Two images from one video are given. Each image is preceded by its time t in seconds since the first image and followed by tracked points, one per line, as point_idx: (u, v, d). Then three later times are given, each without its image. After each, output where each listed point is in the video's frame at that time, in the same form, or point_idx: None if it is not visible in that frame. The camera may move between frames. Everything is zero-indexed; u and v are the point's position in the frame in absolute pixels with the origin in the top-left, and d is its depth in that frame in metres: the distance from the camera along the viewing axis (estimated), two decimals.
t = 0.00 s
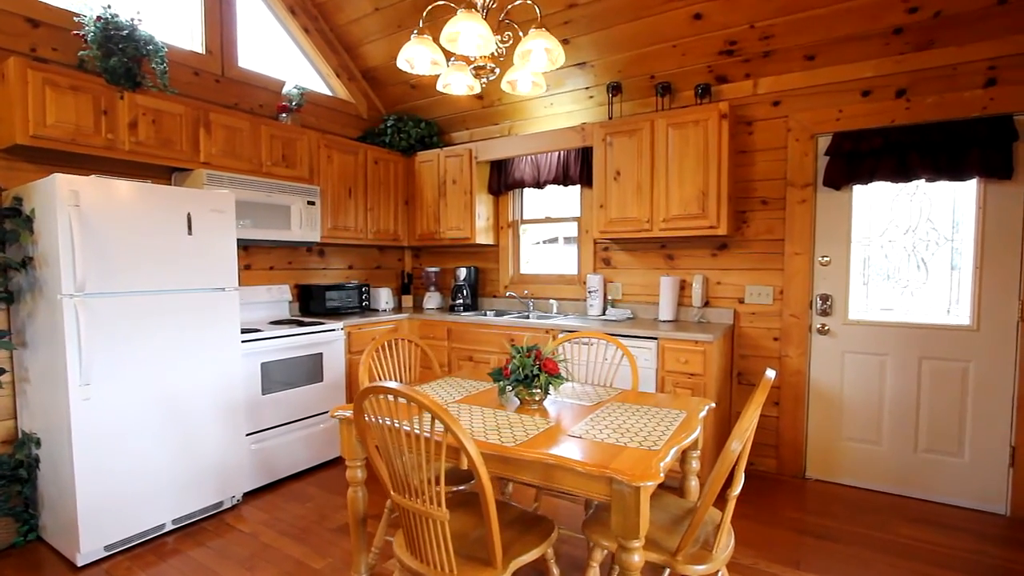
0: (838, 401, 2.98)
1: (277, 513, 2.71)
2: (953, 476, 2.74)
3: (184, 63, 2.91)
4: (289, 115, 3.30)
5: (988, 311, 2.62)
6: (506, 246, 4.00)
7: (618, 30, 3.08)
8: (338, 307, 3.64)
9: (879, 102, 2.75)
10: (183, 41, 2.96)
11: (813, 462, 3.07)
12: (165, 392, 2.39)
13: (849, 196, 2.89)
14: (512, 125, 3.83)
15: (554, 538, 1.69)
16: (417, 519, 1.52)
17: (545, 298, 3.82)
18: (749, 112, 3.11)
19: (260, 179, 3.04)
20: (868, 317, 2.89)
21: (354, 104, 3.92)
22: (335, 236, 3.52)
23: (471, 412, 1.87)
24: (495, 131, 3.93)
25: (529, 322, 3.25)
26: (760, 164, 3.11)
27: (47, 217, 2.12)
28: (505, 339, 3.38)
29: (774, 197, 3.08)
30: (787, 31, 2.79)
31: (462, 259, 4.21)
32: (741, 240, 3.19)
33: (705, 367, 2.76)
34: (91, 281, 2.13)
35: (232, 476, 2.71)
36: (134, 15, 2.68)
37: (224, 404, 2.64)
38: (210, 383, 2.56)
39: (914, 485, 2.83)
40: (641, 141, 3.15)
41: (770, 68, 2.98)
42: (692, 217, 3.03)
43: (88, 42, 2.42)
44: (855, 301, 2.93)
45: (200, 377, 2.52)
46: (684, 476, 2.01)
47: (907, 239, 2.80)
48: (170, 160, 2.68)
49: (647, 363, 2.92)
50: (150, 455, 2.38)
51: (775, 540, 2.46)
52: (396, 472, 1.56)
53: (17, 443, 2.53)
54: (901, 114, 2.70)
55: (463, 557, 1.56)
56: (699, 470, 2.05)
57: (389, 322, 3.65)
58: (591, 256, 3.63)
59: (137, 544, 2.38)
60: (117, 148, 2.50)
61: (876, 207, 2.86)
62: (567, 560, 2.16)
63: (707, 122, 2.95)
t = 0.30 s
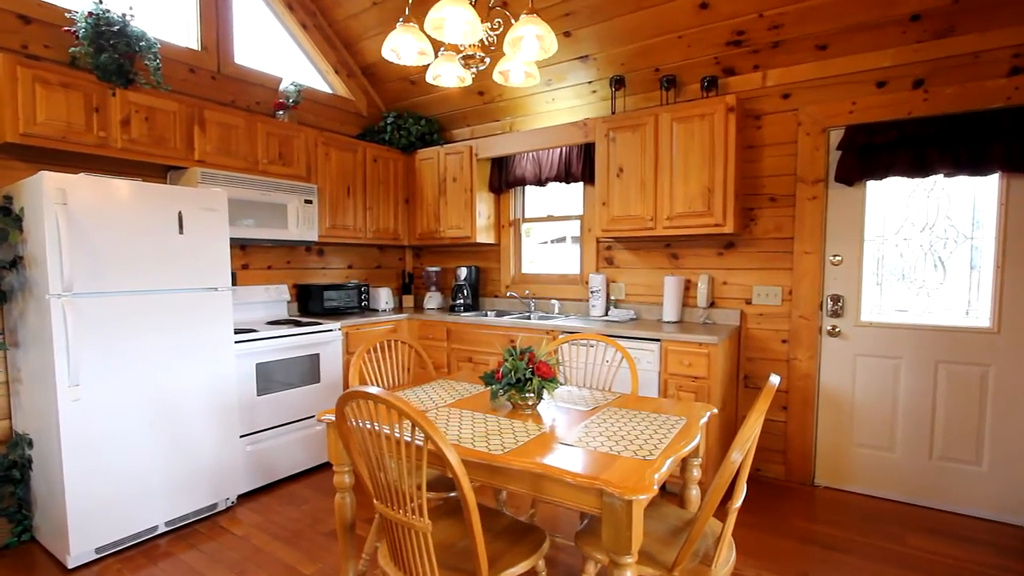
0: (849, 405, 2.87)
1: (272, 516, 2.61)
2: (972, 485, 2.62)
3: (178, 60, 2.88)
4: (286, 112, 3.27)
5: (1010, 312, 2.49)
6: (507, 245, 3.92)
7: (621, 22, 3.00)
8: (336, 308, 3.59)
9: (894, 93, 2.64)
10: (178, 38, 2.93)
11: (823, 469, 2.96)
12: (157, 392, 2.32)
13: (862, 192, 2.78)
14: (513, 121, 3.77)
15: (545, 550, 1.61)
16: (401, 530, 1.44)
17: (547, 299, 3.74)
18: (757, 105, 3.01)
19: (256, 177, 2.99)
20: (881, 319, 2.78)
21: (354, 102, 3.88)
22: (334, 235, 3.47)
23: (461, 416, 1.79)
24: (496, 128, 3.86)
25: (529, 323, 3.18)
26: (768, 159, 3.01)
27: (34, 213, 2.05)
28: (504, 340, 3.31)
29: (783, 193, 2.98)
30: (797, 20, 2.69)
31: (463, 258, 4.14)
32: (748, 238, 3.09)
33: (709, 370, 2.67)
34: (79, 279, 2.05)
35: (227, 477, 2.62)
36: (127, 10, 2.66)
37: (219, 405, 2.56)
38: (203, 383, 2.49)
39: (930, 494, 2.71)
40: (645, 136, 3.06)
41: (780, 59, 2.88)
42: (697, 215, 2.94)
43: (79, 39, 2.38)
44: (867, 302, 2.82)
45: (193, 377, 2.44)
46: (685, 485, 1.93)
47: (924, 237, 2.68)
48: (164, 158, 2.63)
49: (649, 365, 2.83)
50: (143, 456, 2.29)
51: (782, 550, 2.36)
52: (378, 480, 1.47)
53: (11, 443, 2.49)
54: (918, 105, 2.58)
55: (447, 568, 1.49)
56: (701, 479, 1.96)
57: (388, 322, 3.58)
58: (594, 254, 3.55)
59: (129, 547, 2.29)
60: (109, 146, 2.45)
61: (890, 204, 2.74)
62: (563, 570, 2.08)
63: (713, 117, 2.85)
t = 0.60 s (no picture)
0: (859, 410, 2.77)
1: (266, 520, 2.53)
2: (988, 494, 2.50)
3: (174, 57, 2.86)
4: (283, 110, 3.24)
5: None
6: (509, 244, 3.85)
7: (624, 14, 2.92)
8: (335, 308, 3.54)
9: (909, 85, 2.54)
10: (174, 35, 2.90)
11: (831, 475, 2.86)
12: (149, 392, 2.26)
13: (875, 188, 2.67)
14: (516, 118, 3.70)
15: (537, 560, 1.54)
16: (383, 541, 1.37)
17: (549, 299, 3.67)
18: (765, 99, 2.92)
19: (253, 176, 2.95)
20: (893, 320, 2.68)
21: (354, 99, 3.84)
22: (332, 234, 3.42)
23: (451, 421, 1.72)
24: (498, 125, 3.80)
25: (529, 324, 3.11)
26: (776, 155, 2.92)
27: (22, 211, 2.01)
28: (504, 341, 3.24)
29: (792, 190, 2.88)
30: (807, 10, 2.59)
31: (465, 257, 4.08)
32: (756, 237, 2.99)
33: (714, 373, 2.58)
34: (66, 278, 2.01)
35: (221, 480, 2.55)
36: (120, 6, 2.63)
37: (214, 406, 2.50)
38: (197, 384, 2.43)
39: (944, 503, 2.60)
40: (649, 132, 2.98)
41: (789, 51, 2.78)
42: (702, 213, 2.85)
43: (70, 35, 2.35)
44: (880, 303, 2.71)
45: (186, 377, 2.39)
46: (684, 493, 1.85)
47: (939, 235, 2.58)
48: (157, 156, 2.60)
49: (651, 368, 2.75)
50: (135, 458, 2.24)
51: (788, 560, 2.27)
52: (359, 488, 1.39)
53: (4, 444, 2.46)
54: (935, 98, 2.48)
55: None
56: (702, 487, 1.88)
57: (388, 323, 3.52)
58: (597, 253, 3.47)
59: (120, 550, 2.22)
60: (101, 144, 2.41)
61: (904, 201, 2.64)
62: None
63: (718, 111, 2.76)
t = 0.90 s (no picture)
0: (869, 415, 2.67)
1: (260, 524, 2.45)
2: (1005, 502, 2.40)
3: (168, 52, 2.83)
4: (280, 106, 3.19)
5: None
6: (510, 244, 3.77)
7: (627, 6, 2.84)
8: (333, 308, 3.47)
9: (924, 76, 2.44)
10: (169, 30, 2.87)
11: (841, 481, 2.76)
12: (138, 393, 2.21)
13: (888, 184, 2.57)
14: (517, 115, 3.62)
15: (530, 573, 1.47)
16: (366, 554, 1.25)
17: (551, 300, 3.58)
18: (774, 93, 2.82)
19: (248, 173, 2.89)
20: (906, 322, 2.58)
21: (354, 96, 3.78)
22: (330, 233, 3.35)
23: (441, 426, 1.64)
24: (499, 121, 3.72)
25: (530, 325, 3.03)
26: (784, 151, 2.83)
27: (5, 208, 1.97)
28: (504, 342, 3.17)
29: (801, 187, 2.79)
30: None
31: (466, 257, 4.00)
32: (763, 236, 2.90)
33: (719, 376, 2.50)
34: (50, 277, 1.96)
35: (213, 483, 2.49)
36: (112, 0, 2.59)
37: (205, 407, 2.44)
38: (187, 385, 2.37)
39: (960, 512, 2.49)
40: (653, 127, 2.89)
41: (798, 42, 2.69)
42: (707, 210, 2.76)
43: (58, 28, 2.30)
44: (892, 304, 2.61)
45: (177, 378, 2.33)
46: (685, 502, 1.77)
47: (955, 233, 2.48)
48: (149, 153, 2.56)
49: (654, 371, 2.66)
50: (123, 460, 2.18)
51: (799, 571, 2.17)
52: (340, 499, 1.26)
53: None
54: (951, 90, 2.37)
55: None
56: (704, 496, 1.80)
57: (386, 324, 3.44)
58: (600, 253, 3.38)
59: (109, 555, 2.17)
60: (91, 140, 2.37)
61: (919, 198, 2.53)
62: None
63: (724, 105, 2.68)
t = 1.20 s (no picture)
0: (879, 420, 2.57)
1: (250, 530, 2.37)
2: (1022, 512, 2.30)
3: (160, 45, 2.78)
4: (275, 101, 3.13)
5: None
6: (511, 243, 3.69)
7: None
8: (329, 308, 3.40)
9: (940, 68, 2.34)
10: (161, 23, 2.82)
11: (849, 488, 2.67)
12: (125, 394, 2.15)
13: (901, 181, 2.48)
14: (518, 111, 3.53)
15: None
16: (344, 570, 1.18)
17: (553, 300, 3.50)
18: (782, 86, 2.73)
19: (242, 170, 2.83)
20: (918, 324, 2.48)
21: (352, 92, 3.72)
22: (327, 232, 3.28)
23: (429, 432, 1.56)
24: (500, 118, 3.64)
25: (530, 326, 2.95)
26: (793, 146, 2.74)
27: None
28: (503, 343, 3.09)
29: (810, 184, 2.70)
30: None
31: (466, 256, 3.93)
32: (771, 234, 2.81)
33: (724, 379, 2.41)
34: (30, 275, 1.90)
35: (203, 487, 2.42)
36: None
37: (195, 409, 2.38)
38: (175, 387, 2.30)
39: (974, 521, 2.39)
40: (657, 122, 2.81)
41: (807, 34, 2.60)
42: (713, 208, 2.67)
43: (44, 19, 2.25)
44: (903, 305, 2.51)
45: (165, 379, 2.27)
46: (688, 512, 1.68)
47: (970, 231, 2.38)
48: (138, 148, 2.50)
49: (657, 374, 2.58)
50: (109, 463, 2.12)
51: None
52: (318, 509, 1.19)
53: None
54: (968, 82, 2.28)
55: None
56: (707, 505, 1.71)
57: (385, 324, 3.37)
58: (602, 252, 3.30)
59: (93, 562, 2.10)
60: (76, 134, 2.31)
61: (932, 194, 2.44)
62: None
63: (730, 99, 2.59)
